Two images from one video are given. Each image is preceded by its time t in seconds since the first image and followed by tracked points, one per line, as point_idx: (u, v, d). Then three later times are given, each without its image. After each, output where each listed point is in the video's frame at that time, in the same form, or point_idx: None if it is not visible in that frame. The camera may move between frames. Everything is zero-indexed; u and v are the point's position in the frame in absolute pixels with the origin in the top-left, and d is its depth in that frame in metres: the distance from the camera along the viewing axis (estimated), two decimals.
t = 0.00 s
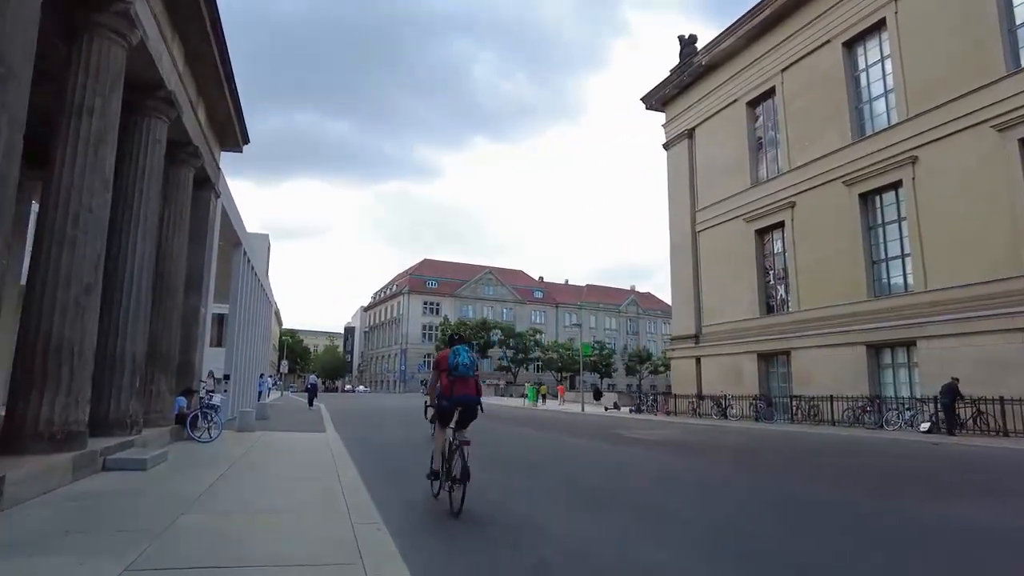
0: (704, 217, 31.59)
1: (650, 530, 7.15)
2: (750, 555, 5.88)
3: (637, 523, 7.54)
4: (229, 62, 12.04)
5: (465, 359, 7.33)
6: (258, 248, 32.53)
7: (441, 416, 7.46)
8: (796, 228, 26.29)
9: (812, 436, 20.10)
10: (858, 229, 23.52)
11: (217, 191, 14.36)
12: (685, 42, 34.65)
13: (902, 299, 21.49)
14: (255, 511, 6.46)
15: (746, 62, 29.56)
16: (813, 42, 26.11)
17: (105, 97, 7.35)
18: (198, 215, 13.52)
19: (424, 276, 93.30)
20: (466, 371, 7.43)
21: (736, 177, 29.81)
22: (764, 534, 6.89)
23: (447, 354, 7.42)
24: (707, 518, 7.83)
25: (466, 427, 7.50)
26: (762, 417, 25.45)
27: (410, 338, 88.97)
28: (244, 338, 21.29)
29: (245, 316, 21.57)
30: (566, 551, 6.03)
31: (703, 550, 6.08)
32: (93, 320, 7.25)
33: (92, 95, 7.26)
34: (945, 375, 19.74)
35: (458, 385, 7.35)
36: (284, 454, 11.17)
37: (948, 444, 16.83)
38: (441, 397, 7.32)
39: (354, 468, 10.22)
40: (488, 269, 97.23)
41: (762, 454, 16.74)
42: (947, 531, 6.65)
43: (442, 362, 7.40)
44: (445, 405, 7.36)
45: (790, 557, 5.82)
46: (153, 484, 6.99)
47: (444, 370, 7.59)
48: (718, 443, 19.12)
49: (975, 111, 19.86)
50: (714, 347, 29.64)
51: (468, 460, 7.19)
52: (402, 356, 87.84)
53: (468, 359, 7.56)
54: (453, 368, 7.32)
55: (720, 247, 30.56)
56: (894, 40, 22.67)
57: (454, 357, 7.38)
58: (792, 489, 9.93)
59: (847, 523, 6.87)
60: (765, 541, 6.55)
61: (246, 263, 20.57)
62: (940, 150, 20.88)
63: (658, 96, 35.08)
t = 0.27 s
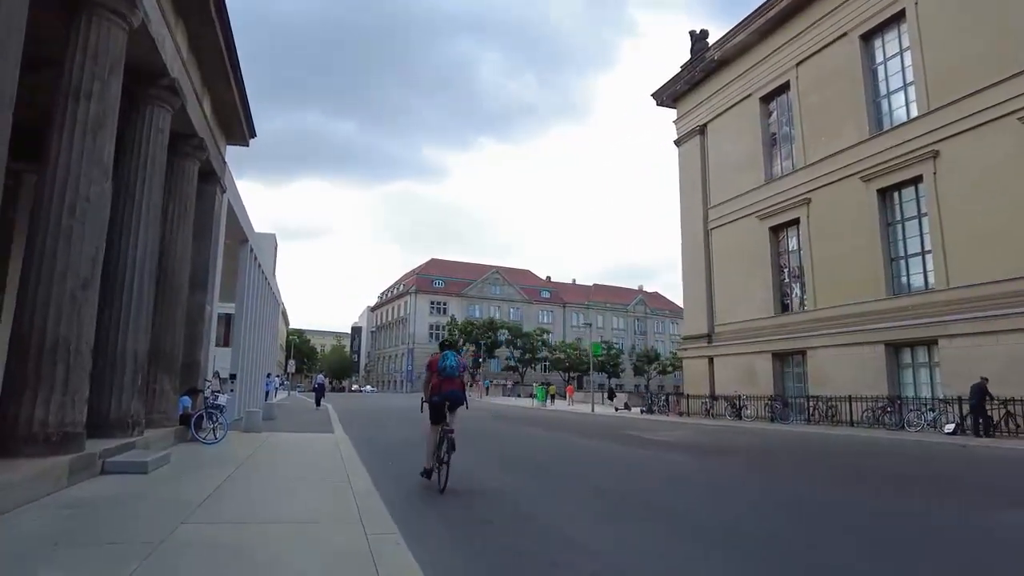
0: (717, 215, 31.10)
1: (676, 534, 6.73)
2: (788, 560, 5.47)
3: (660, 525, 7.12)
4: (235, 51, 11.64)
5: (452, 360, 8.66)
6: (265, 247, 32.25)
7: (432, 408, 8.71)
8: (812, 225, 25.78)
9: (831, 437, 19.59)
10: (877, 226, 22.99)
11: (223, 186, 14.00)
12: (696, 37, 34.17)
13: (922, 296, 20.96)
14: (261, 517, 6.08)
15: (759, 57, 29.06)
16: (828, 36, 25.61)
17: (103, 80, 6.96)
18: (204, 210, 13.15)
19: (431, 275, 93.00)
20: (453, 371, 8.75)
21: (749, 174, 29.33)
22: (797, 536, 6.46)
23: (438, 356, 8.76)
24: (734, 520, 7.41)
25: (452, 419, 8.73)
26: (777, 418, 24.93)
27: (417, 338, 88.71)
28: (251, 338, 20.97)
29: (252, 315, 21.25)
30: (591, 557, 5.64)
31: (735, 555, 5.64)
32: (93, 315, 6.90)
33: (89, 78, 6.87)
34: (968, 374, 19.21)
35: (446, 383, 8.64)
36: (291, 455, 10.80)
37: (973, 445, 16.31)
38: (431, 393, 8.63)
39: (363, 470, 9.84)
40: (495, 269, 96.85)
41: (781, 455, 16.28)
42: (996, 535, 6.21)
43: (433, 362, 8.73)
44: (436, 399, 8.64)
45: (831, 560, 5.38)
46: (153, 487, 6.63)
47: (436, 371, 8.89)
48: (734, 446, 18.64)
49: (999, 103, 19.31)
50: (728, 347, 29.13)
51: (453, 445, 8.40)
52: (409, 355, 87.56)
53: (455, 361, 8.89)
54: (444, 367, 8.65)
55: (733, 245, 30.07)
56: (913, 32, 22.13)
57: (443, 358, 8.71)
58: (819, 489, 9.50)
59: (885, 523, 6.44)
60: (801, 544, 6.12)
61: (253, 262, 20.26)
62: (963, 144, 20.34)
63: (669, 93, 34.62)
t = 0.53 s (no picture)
0: (726, 212, 30.65)
1: (700, 541, 6.33)
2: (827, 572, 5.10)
3: (682, 531, 6.73)
4: (238, 40, 11.26)
5: (444, 361, 9.76)
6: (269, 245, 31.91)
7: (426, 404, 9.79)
8: (824, 221, 25.32)
9: (847, 440, 19.14)
10: (891, 222, 22.52)
11: (225, 180, 13.61)
12: (704, 32, 33.74)
13: (939, 294, 20.49)
14: (262, 526, 5.72)
15: (770, 51, 28.59)
16: (841, 29, 25.13)
17: (96, 63, 6.56)
18: (206, 205, 12.79)
19: (435, 275, 92.66)
20: (445, 372, 9.85)
21: (759, 170, 28.90)
22: (831, 546, 6.08)
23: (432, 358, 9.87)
24: (760, 526, 7.01)
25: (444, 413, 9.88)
26: (789, 418, 24.48)
27: (422, 338, 88.40)
28: (254, 336, 20.62)
29: (255, 313, 20.91)
30: (615, 567, 5.29)
31: (766, 567, 5.27)
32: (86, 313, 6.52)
33: (81, 59, 6.47)
34: (987, 373, 18.74)
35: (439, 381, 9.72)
36: (295, 457, 10.43)
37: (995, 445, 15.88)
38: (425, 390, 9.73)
39: (370, 472, 9.46)
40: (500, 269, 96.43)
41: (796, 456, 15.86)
42: None
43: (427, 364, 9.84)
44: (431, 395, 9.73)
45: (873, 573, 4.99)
46: (147, 492, 6.26)
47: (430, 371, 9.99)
48: (747, 447, 18.23)
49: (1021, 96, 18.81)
50: (738, 346, 28.69)
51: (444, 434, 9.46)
52: (413, 355, 87.29)
53: (446, 362, 10.08)
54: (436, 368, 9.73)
55: (743, 243, 29.63)
56: (931, 24, 21.63)
57: (434, 360, 9.89)
58: (842, 494, 9.11)
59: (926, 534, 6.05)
60: (836, 554, 5.71)
61: (256, 259, 19.90)
62: (982, 138, 19.87)
63: (677, 88, 34.16)
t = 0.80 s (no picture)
0: (735, 209, 30.19)
1: (727, 551, 5.89)
2: None
3: (706, 538, 6.30)
4: (237, 28, 10.85)
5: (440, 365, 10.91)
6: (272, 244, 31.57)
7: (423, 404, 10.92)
8: (836, 218, 24.86)
9: (861, 441, 18.70)
10: (906, 218, 22.06)
11: (226, 175, 13.21)
12: (711, 27, 33.29)
13: (955, 292, 20.04)
14: (260, 537, 5.32)
15: (779, 46, 28.14)
16: (852, 22, 24.63)
17: (84, 43, 6.16)
18: (205, 199, 12.39)
19: (438, 275, 92.30)
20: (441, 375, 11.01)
21: (768, 166, 28.47)
22: (866, 553, 5.69)
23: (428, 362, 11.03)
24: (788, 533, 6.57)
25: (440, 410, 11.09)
26: (800, 419, 24.03)
27: (425, 338, 88.05)
28: (257, 336, 20.26)
29: (257, 312, 20.55)
30: None
31: None
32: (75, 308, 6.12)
33: (68, 38, 6.06)
34: (1005, 372, 18.27)
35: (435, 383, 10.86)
36: (298, 460, 10.03)
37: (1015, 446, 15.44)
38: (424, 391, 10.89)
39: (375, 475, 9.05)
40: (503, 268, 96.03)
41: (811, 457, 15.44)
42: None
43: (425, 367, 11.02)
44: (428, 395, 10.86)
45: None
46: (136, 501, 5.85)
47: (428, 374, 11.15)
48: (760, 447, 17.82)
49: None
50: (747, 344, 28.25)
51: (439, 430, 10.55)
52: (416, 355, 86.94)
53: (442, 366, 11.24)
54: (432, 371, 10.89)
55: (752, 240, 29.18)
56: (946, 15, 21.16)
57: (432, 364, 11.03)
58: (870, 496, 8.67)
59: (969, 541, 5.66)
60: (876, 566, 5.27)
61: (258, 257, 19.52)
62: (1000, 131, 19.41)
63: (684, 84, 33.71)
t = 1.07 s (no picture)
0: (745, 205, 29.73)
1: (724, 545, 5.67)
2: None
3: (728, 540, 5.92)
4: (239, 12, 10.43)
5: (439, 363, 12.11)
6: (276, 241, 31.20)
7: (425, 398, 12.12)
8: (849, 213, 24.39)
9: (879, 440, 18.26)
10: (922, 214, 21.58)
11: (228, 167, 12.81)
12: (720, 21, 32.80)
13: (974, 288, 19.57)
14: (261, 546, 4.93)
15: (790, 39, 27.66)
16: (866, 13, 24.15)
17: (73, 18, 5.76)
18: (206, 192, 12.00)
19: (442, 273, 91.95)
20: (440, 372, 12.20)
21: (779, 160, 28.00)
22: (910, 556, 5.29)
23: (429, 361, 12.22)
24: (804, 533, 6.20)
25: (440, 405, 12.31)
26: (813, 418, 23.57)
27: (429, 337, 87.72)
28: (260, 334, 19.89)
29: (261, 309, 20.17)
30: None
31: None
32: (63, 301, 5.73)
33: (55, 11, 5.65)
34: None
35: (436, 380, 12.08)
36: (303, 461, 9.64)
37: None
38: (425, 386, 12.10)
39: (383, 476, 8.67)
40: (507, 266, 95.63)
41: (827, 456, 15.05)
42: None
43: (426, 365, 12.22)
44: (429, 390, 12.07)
45: None
46: (127, 507, 5.46)
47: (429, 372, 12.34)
48: (772, 447, 17.41)
49: None
50: (758, 342, 27.78)
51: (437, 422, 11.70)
52: (420, 354, 86.60)
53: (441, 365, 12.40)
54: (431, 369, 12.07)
55: (762, 236, 28.72)
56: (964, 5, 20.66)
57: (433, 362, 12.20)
58: (889, 494, 8.32)
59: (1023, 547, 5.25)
60: (924, 572, 4.87)
61: (261, 254, 19.14)
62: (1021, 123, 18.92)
63: (692, 79, 33.24)
